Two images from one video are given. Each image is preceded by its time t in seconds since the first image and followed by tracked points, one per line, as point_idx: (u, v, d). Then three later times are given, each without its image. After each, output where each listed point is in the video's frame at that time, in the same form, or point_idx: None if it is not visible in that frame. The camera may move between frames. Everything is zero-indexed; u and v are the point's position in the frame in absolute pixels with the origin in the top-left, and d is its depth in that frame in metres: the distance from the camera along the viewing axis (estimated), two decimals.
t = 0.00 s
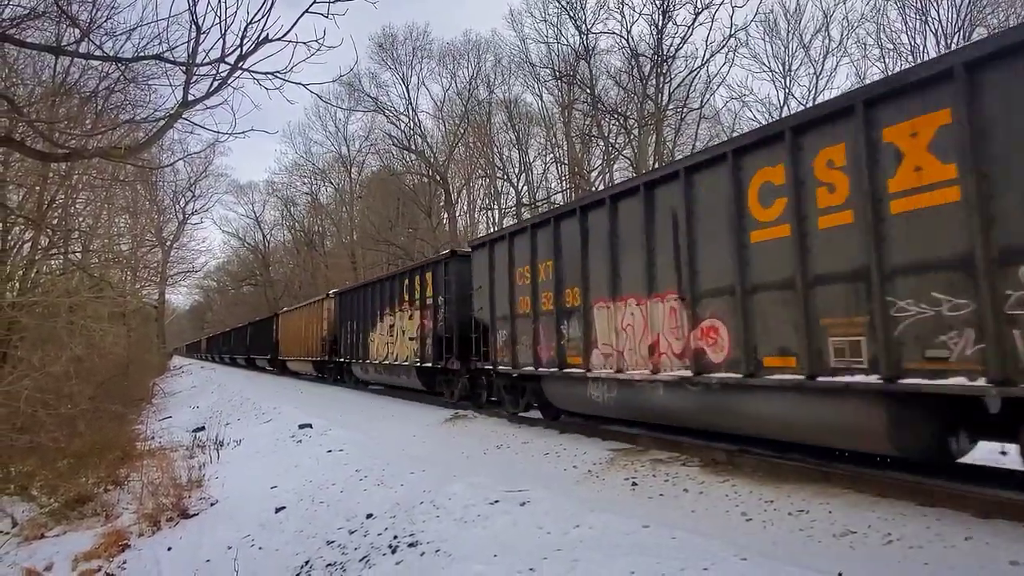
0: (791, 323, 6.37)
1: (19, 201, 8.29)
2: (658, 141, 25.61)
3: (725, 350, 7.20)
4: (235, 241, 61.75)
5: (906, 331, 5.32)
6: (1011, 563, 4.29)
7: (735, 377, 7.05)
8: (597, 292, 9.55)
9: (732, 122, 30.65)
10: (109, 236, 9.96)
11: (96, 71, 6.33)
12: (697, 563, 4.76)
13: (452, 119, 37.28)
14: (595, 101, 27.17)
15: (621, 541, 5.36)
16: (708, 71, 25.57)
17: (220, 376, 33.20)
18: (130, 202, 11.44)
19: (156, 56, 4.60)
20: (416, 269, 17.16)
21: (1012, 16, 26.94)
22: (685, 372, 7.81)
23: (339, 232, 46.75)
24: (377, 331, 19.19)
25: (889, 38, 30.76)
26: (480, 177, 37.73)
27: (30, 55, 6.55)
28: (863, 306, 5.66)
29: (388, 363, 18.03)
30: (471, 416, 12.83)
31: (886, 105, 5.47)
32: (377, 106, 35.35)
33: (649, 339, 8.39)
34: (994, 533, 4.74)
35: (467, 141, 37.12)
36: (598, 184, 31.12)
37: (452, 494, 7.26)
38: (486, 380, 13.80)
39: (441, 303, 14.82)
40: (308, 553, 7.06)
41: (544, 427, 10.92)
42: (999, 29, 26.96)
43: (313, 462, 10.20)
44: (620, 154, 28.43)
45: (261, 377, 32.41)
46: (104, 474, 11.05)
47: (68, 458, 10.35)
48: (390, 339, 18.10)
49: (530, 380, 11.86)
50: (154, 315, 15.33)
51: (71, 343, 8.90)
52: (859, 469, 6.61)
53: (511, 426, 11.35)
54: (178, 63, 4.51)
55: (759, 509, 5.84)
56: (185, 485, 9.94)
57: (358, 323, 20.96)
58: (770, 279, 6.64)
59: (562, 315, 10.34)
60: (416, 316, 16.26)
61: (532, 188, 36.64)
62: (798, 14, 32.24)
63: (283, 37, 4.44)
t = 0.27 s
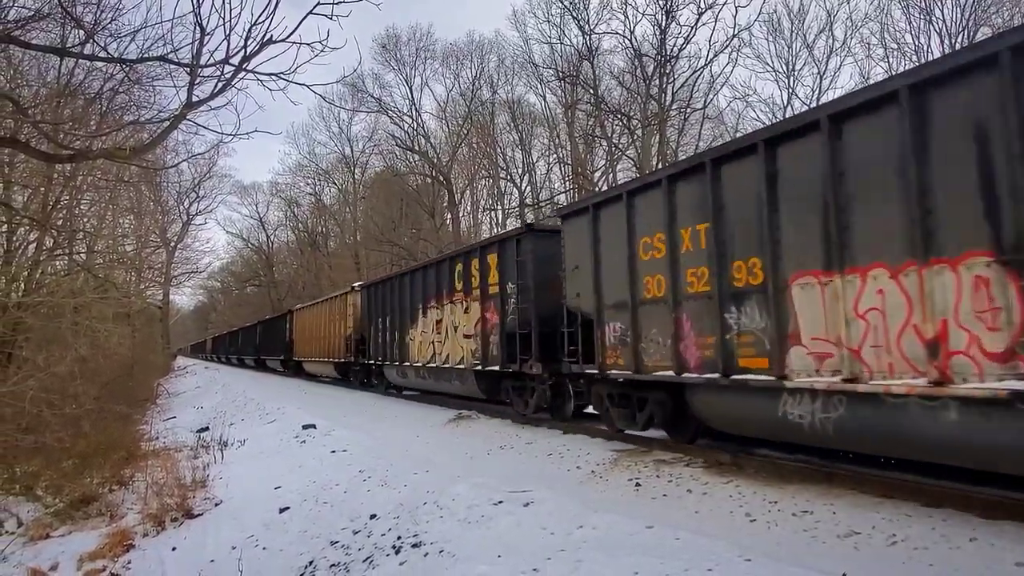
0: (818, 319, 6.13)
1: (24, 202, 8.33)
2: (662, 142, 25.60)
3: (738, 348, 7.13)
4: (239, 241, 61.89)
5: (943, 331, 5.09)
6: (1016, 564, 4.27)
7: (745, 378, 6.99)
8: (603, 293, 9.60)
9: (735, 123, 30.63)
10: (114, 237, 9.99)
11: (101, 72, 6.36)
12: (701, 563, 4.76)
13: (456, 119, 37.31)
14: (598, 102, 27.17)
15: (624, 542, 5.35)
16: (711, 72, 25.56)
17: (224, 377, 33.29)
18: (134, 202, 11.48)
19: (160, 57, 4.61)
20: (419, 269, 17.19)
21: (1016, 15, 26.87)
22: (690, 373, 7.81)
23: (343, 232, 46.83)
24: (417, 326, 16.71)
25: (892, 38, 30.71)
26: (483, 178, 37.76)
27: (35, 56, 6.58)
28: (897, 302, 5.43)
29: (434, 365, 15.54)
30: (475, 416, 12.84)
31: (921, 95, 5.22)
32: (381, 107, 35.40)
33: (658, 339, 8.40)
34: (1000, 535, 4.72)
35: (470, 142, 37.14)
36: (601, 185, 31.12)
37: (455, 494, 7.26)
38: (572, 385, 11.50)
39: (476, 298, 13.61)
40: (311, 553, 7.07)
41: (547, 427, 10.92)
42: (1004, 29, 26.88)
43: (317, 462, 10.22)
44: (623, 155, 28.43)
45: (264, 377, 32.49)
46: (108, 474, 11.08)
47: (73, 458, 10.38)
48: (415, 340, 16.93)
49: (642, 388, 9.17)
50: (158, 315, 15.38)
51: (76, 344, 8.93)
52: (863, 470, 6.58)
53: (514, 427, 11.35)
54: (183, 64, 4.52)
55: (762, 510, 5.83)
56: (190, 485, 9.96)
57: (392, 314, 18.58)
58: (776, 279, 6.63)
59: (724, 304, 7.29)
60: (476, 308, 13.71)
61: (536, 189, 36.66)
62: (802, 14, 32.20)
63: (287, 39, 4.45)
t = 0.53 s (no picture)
0: (843, 314, 5.99)
1: (28, 203, 8.37)
2: (664, 142, 25.57)
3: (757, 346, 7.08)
4: (242, 242, 61.99)
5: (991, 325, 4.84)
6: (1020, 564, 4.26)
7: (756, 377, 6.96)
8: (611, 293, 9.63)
9: (738, 123, 30.61)
10: (118, 238, 10.01)
11: (105, 74, 6.39)
12: (704, 564, 4.76)
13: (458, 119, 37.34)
14: (600, 102, 27.16)
15: (627, 543, 5.35)
16: (714, 72, 25.55)
17: (227, 377, 33.36)
18: (138, 203, 11.50)
19: (164, 59, 4.62)
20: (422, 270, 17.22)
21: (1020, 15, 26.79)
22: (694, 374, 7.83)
23: (345, 233, 46.89)
24: (472, 320, 13.85)
25: (896, 38, 30.65)
26: (486, 178, 37.77)
27: (39, 58, 6.60)
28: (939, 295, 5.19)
29: (502, 368, 12.62)
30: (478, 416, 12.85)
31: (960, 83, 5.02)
32: (383, 107, 35.43)
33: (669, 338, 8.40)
34: (1004, 535, 4.71)
35: (473, 142, 37.15)
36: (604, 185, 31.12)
37: (459, 494, 7.26)
38: (717, 396, 8.53)
39: (479, 299, 13.63)
40: (315, 553, 7.08)
41: (550, 428, 10.93)
42: (1008, 28, 26.81)
43: (320, 463, 10.24)
44: (626, 155, 28.42)
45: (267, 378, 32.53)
46: (112, 475, 11.11)
47: (76, 458, 10.40)
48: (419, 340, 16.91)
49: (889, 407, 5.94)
50: (161, 316, 15.42)
51: (79, 344, 8.97)
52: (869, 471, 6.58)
53: (517, 427, 11.36)
54: (187, 65, 4.54)
55: (766, 510, 5.83)
56: (193, 486, 9.99)
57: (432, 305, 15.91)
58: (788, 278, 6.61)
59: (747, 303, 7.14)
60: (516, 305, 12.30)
61: (538, 189, 36.68)
62: (805, 14, 32.15)
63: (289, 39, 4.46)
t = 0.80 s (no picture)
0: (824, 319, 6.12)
1: (29, 203, 8.38)
2: (666, 142, 25.57)
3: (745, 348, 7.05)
4: (243, 242, 62.00)
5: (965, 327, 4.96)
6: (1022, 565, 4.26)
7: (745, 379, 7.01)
8: (600, 296, 9.68)
9: (739, 123, 30.60)
10: (119, 238, 10.02)
11: (106, 74, 6.40)
12: (706, 565, 4.75)
13: (460, 120, 37.34)
14: (602, 102, 27.16)
15: (628, 543, 5.35)
16: (715, 72, 25.54)
17: (229, 377, 33.38)
18: (139, 203, 11.51)
19: (166, 60, 4.62)
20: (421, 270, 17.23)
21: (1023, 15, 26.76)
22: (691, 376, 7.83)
23: (346, 233, 46.90)
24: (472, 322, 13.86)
25: (898, 38, 30.63)
26: (487, 178, 37.78)
27: (40, 58, 6.62)
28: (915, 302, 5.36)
29: (501, 369, 12.65)
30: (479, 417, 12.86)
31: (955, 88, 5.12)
32: (385, 107, 35.44)
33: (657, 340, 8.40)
34: (1005, 536, 4.70)
35: (474, 142, 37.16)
36: (605, 185, 31.11)
37: (460, 495, 7.26)
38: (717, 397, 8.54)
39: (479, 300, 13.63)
40: (316, 554, 7.09)
41: (551, 428, 10.93)
42: (1010, 28, 26.80)
43: (321, 463, 10.25)
44: (627, 155, 28.41)
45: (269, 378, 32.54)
46: (113, 475, 11.12)
47: (78, 459, 10.40)
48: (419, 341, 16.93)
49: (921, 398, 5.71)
50: (162, 316, 15.42)
51: (81, 345, 8.99)
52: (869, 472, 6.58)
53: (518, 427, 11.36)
54: (188, 66, 4.53)
55: (767, 511, 5.83)
56: (194, 486, 9.99)
57: (464, 305, 14.25)
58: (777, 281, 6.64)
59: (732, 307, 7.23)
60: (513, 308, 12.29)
61: (539, 190, 36.68)
62: (807, 14, 32.14)
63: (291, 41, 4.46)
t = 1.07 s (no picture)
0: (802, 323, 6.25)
1: (32, 202, 8.38)
2: (667, 142, 25.55)
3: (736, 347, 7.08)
4: (245, 242, 62.02)
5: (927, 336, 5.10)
6: None
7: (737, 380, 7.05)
8: (597, 297, 9.71)
9: (741, 123, 30.59)
10: (121, 238, 10.02)
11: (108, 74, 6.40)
12: (708, 565, 4.74)
13: (461, 120, 37.34)
14: (603, 102, 27.16)
15: (629, 544, 5.34)
16: (717, 72, 25.53)
17: (231, 377, 33.39)
18: (141, 204, 11.52)
19: (167, 60, 4.61)
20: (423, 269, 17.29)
21: None
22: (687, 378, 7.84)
23: (348, 233, 46.93)
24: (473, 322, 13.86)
25: (899, 38, 30.62)
26: (488, 178, 37.78)
27: (42, 58, 6.63)
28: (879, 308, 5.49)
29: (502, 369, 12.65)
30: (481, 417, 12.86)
31: (921, 95, 5.16)
32: (386, 108, 35.45)
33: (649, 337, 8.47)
34: (1008, 538, 4.69)
35: (475, 143, 37.18)
36: (607, 185, 31.09)
37: (461, 495, 7.25)
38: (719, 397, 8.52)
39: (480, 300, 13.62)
40: (317, 554, 7.09)
41: (553, 428, 10.92)
42: (1012, 28, 26.79)
43: (323, 463, 10.25)
44: (629, 155, 28.40)
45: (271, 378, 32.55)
46: (114, 475, 11.12)
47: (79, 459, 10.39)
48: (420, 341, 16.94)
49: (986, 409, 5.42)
50: (164, 316, 15.43)
51: (83, 345, 8.99)
52: (870, 472, 6.57)
53: (520, 428, 11.36)
54: (189, 67, 4.53)
55: (769, 511, 5.82)
56: (196, 485, 10.00)
57: (465, 305, 14.25)
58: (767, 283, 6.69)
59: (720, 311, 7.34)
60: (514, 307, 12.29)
61: (541, 190, 36.70)
62: (809, 14, 32.13)
63: (292, 41, 4.45)
